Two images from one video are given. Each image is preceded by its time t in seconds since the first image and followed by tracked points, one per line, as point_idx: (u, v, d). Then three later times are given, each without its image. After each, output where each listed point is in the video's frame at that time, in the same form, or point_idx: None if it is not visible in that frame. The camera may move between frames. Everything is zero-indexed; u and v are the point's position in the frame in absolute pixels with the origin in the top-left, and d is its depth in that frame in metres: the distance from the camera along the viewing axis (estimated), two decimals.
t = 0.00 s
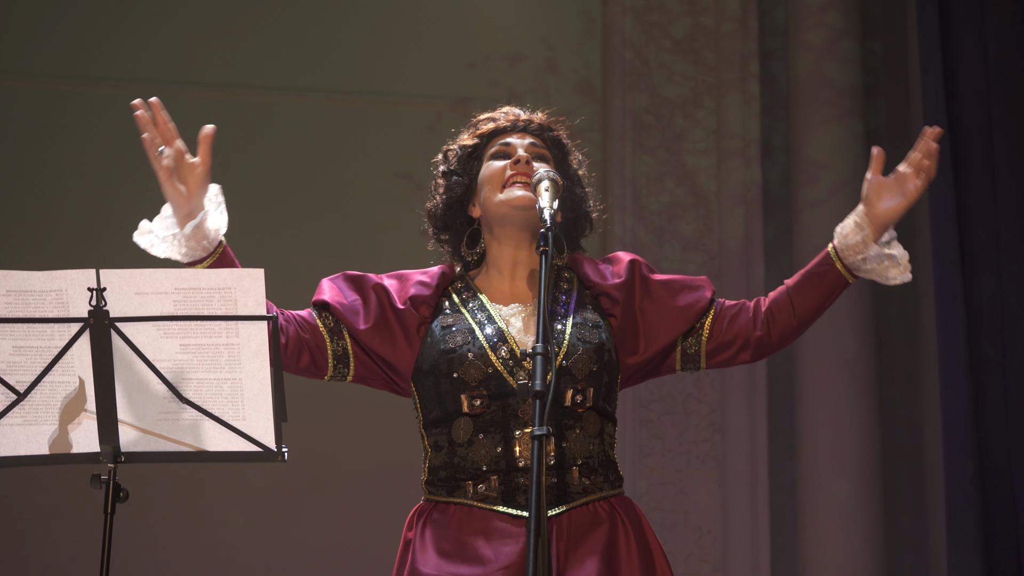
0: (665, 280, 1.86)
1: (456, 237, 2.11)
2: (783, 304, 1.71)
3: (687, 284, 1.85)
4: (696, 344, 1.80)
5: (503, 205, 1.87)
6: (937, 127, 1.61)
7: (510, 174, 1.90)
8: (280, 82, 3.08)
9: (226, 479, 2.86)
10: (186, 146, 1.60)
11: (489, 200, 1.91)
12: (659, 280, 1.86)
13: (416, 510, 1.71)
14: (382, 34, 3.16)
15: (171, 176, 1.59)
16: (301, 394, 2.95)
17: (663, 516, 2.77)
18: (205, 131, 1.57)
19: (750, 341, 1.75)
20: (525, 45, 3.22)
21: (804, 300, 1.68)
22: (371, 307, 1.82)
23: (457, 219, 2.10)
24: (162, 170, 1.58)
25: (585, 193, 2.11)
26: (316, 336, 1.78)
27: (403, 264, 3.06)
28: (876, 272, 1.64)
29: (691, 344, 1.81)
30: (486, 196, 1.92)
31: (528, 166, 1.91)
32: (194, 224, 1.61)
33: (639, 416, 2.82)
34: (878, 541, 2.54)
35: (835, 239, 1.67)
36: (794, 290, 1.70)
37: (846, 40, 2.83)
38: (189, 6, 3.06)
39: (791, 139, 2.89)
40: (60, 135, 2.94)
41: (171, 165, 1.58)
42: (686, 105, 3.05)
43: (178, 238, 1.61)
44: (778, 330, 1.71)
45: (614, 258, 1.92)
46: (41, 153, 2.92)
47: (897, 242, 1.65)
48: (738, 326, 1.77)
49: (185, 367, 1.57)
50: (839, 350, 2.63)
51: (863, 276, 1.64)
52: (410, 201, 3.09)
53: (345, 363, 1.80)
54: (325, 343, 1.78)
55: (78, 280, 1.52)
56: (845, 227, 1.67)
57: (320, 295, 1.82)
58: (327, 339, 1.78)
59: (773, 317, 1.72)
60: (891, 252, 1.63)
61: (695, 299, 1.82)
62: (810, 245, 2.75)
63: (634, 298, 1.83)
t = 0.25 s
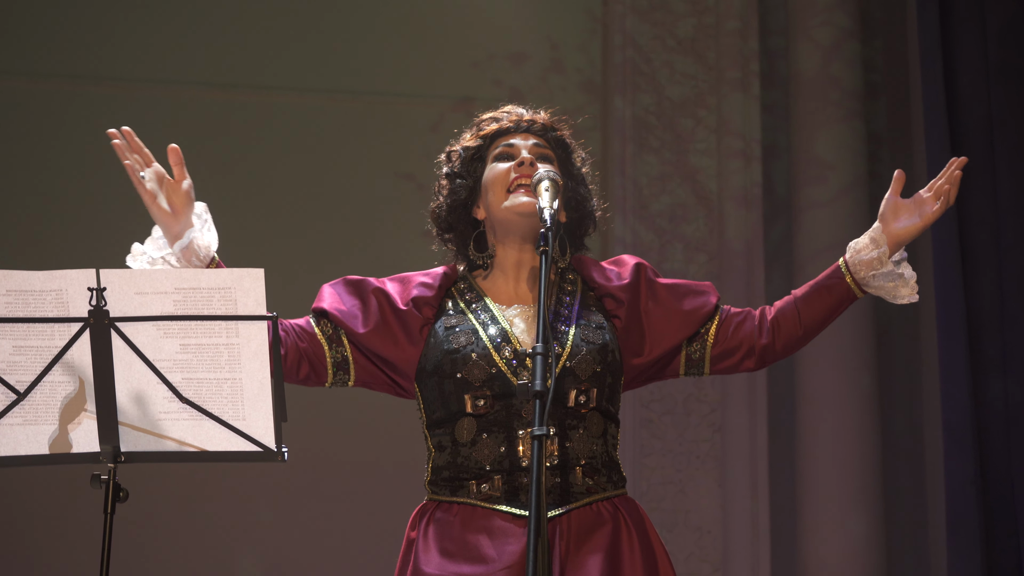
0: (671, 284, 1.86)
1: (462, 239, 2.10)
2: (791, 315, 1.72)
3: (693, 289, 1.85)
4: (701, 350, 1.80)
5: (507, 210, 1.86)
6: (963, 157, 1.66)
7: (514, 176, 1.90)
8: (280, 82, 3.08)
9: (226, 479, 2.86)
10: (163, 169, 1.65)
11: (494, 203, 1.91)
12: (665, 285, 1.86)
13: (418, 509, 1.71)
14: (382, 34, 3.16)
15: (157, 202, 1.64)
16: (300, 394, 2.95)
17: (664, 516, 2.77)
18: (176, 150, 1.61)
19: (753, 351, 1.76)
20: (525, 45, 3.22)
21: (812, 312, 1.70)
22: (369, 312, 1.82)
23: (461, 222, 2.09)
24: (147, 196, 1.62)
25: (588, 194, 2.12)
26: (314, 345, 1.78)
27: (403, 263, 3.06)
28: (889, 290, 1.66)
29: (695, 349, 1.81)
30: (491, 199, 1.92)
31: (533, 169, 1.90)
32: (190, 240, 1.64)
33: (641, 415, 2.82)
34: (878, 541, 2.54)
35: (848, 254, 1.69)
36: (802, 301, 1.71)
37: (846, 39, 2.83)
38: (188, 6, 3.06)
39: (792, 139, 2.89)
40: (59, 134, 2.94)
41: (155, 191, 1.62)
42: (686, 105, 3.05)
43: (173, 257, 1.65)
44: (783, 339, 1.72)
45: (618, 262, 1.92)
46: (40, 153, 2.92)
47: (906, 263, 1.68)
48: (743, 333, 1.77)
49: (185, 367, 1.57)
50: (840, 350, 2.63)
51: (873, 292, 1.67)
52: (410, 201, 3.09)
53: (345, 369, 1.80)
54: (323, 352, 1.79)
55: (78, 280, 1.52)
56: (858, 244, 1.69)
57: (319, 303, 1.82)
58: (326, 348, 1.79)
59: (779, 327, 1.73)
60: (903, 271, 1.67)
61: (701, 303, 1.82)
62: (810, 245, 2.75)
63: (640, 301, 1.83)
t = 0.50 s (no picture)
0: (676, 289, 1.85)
1: (464, 240, 2.12)
2: (795, 327, 1.71)
3: (698, 295, 1.84)
4: (704, 356, 1.79)
5: (506, 218, 1.86)
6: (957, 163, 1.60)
7: (512, 181, 1.89)
8: (279, 82, 3.08)
9: (224, 479, 2.86)
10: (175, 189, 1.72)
11: (493, 207, 1.91)
12: (671, 289, 1.85)
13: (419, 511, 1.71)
14: (381, 34, 3.16)
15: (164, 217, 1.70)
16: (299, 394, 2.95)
17: (663, 517, 2.77)
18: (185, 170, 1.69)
19: (756, 361, 1.75)
20: (524, 45, 3.22)
21: (814, 325, 1.69)
22: (368, 319, 1.83)
23: (462, 224, 2.11)
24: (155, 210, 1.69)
25: (591, 191, 2.11)
26: (315, 358, 1.79)
27: (402, 264, 3.06)
28: (891, 303, 1.64)
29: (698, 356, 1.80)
30: (491, 205, 1.92)
31: (530, 172, 1.90)
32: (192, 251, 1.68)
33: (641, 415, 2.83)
34: (877, 542, 2.54)
35: (850, 266, 1.68)
36: (805, 313, 1.70)
37: (845, 40, 2.84)
38: (187, 6, 3.06)
39: (791, 140, 2.90)
40: (58, 135, 2.94)
41: (163, 205, 1.69)
42: (685, 105, 3.05)
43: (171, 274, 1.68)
44: (785, 351, 1.71)
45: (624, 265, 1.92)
46: (39, 153, 2.92)
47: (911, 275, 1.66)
48: (746, 343, 1.76)
49: (184, 367, 1.57)
50: (838, 351, 2.63)
51: (875, 304, 1.65)
52: (409, 201, 3.09)
53: (349, 378, 1.81)
54: (325, 364, 1.79)
55: (77, 281, 1.52)
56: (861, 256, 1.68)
57: (318, 316, 1.83)
58: (328, 360, 1.80)
59: (782, 339, 1.72)
60: (905, 283, 1.64)
61: (706, 310, 1.81)
62: (809, 246, 2.76)
63: (643, 305, 1.83)
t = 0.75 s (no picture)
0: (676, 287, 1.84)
1: (468, 247, 2.12)
2: (795, 334, 1.70)
3: (698, 293, 1.83)
4: (702, 356, 1.78)
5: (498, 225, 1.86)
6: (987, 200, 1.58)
7: (501, 185, 1.90)
8: (276, 84, 3.08)
9: (222, 481, 2.86)
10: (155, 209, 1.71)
11: (487, 213, 1.91)
12: (671, 288, 1.84)
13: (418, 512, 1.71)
14: (378, 35, 3.16)
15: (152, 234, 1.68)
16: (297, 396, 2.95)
17: (661, 517, 2.77)
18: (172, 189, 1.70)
19: (752, 366, 1.73)
20: (521, 46, 3.22)
21: (815, 334, 1.68)
22: (370, 318, 1.82)
23: (463, 233, 2.11)
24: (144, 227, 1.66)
25: (589, 190, 2.10)
26: (321, 359, 1.77)
27: (400, 264, 3.06)
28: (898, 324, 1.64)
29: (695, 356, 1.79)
30: (485, 213, 1.93)
31: (519, 175, 1.90)
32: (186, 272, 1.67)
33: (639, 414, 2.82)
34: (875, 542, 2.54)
35: (861, 279, 1.67)
36: (807, 322, 1.69)
37: (842, 41, 2.84)
38: (184, 7, 3.06)
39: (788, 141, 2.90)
40: (55, 136, 2.94)
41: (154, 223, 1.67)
42: (683, 107, 3.05)
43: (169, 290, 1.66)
44: (783, 357, 1.70)
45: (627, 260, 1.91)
46: (37, 155, 2.92)
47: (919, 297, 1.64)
48: (744, 346, 1.75)
49: (181, 369, 1.57)
50: (835, 352, 2.64)
51: (881, 320, 1.64)
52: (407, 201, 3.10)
53: (355, 378, 1.80)
54: (332, 365, 1.78)
55: (74, 283, 1.52)
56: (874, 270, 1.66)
57: (320, 316, 1.81)
58: (334, 361, 1.78)
59: (781, 346, 1.71)
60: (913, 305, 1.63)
61: (705, 310, 1.79)
62: (806, 246, 2.76)
63: (642, 303, 1.82)
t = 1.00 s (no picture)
0: (676, 302, 1.83)
1: (467, 247, 2.10)
2: (787, 365, 1.65)
3: (697, 310, 1.81)
4: (693, 375, 1.76)
5: (500, 216, 1.88)
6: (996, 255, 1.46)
7: (507, 178, 1.91)
8: (275, 83, 3.08)
9: (220, 481, 2.86)
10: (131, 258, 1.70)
11: (489, 207, 1.92)
12: (672, 303, 1.83)
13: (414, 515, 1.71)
14: (377, 35, 3.16)
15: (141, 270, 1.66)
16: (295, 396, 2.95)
17: (657, 519, 2.77)
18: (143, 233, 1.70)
19: (739, 393, 1.70)
20: (520, 46, 3.22)
21: (808, 367, 1.63)
22: (368, 332, 1.81)
23: (462, 231, 2.11)
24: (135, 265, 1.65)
25: (592, 196, 2.11)
26: (325, 375, 1.76)
27: (398, 264, 3.06)
28: (890, 360, 1.56)
29: (687, 373, 1.77)
30: (485, 206, 1.94)
31: (525, 170, 1.91)
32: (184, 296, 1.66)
33: (636, 415, 2.82)
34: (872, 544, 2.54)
35: (860, 314, 1.61)
36: (801, 353, 1.64)
37: (840, 43, 2.85)
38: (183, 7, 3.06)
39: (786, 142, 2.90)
40: (53, 136, 2.94)
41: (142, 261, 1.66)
42: (681, 107, 3.05)
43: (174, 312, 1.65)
44: (773, 387, 1.66)
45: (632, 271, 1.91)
46: (35, 155, 2.92)
47: (919, 338, 1.57)
48: (736, 371, 1.71)
49: (179, 370, 1.56)
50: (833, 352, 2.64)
51: (873, 358, 1.58)
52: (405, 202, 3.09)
53: (360, 392, 1.79)
54: (337, 381, 1.77)
55: (72, 283, 1.52)
56: (874, 307, 1.60)
57: (318, 333, 1.80)
58: (338, 376, 1.77)
59: (772, 375, 1.67)
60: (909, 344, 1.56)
61: (703, 328, 1.78)
62: (804, 248, 2.77)
63: (639, 315, 1.82)
